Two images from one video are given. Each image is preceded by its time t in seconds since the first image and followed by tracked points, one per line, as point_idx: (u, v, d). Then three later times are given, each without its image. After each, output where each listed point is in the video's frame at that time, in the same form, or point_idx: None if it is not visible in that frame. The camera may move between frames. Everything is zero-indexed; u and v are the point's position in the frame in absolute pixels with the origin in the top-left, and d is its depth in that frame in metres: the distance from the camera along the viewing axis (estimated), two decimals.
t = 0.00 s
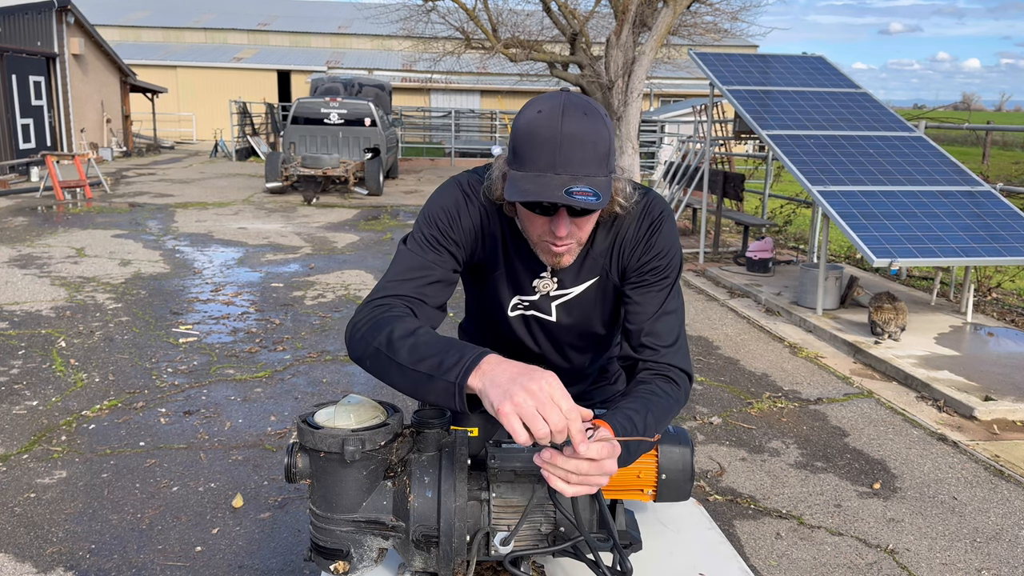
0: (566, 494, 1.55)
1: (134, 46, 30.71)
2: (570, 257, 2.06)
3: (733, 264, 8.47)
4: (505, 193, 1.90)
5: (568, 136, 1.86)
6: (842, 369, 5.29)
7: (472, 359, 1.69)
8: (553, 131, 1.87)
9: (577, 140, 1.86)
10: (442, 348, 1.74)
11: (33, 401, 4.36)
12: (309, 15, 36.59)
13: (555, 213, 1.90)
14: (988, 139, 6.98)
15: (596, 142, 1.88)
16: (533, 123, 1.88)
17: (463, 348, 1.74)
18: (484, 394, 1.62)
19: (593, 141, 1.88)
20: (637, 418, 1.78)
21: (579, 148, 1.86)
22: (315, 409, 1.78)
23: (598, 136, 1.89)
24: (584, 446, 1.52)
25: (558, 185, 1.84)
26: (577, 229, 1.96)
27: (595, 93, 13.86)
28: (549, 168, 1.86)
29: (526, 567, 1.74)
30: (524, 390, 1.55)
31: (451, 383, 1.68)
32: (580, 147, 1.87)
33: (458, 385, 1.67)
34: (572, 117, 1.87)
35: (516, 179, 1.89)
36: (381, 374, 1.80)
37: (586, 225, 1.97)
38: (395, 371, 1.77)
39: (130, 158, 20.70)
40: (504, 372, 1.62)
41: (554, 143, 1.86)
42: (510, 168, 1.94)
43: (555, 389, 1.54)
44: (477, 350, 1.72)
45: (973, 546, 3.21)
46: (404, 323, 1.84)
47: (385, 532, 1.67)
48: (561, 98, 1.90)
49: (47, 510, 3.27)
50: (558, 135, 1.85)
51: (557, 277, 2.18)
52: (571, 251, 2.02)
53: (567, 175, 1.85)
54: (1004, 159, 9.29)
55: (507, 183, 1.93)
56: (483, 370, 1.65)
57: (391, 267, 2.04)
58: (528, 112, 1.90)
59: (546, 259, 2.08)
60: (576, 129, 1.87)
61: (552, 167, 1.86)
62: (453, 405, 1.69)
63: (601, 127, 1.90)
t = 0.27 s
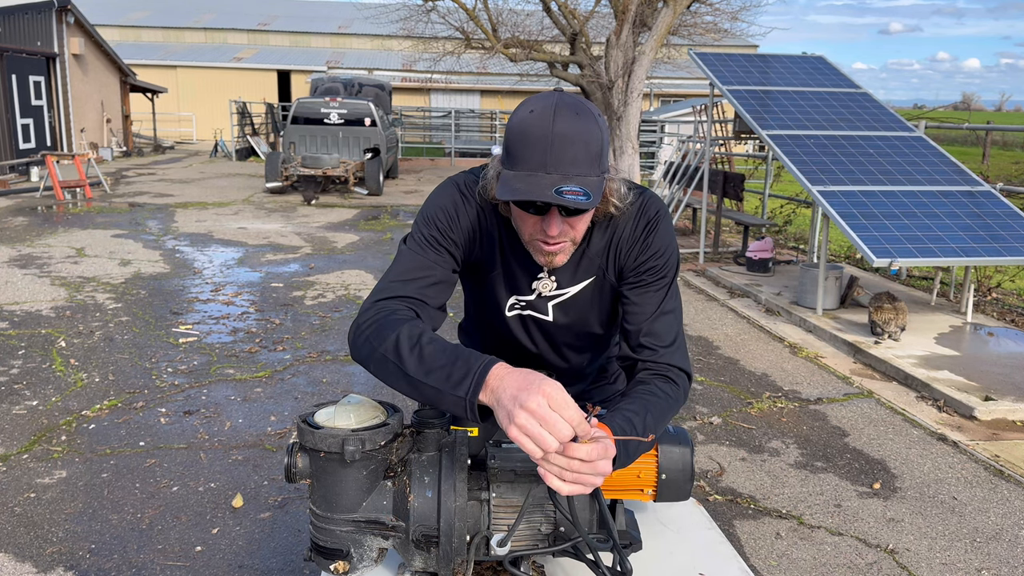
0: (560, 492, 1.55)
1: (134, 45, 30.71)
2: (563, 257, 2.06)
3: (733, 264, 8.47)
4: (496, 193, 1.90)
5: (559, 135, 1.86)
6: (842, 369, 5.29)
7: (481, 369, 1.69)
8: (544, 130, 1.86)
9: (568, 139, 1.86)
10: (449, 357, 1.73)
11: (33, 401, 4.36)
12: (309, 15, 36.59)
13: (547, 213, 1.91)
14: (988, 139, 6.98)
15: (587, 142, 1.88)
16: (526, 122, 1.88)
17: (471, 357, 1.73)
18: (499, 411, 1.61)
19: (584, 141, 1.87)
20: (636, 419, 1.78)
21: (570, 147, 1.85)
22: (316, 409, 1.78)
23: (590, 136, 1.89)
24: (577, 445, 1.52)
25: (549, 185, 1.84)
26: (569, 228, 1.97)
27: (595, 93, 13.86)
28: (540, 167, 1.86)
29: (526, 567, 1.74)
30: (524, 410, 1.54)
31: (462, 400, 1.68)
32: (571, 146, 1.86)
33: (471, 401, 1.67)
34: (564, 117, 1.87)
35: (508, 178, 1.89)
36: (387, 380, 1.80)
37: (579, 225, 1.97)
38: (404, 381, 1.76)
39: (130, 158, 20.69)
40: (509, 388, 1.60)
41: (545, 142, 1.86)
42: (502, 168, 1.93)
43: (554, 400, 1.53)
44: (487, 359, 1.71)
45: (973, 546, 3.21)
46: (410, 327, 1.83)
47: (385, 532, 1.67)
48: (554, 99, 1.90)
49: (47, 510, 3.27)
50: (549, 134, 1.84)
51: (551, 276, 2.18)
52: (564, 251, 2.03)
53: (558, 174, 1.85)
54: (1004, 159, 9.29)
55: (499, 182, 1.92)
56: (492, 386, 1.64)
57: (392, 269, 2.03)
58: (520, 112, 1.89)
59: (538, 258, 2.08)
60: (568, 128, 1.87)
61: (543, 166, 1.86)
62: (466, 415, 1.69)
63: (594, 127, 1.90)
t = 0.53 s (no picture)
0: (564, 487, 1.56)
1: (134, 45, 30.72)
2: (541, 245, 2.02)
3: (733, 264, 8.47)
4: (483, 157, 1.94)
5: (550, 113, 1.88)
6: (842, 369, 5.29)
7: (482, 370, 1.69)
8: (536, 107, 1.89)
9: (558, 119, 1.88)
10: (449, 355, 1.74)
11: (33, 401, 4.36)
12: (309, 15, 36.59)
13: (525, 187, 1.91)
14: (988, 139, 6.98)
15: (578, 126, 1.89)
16: (524, 99, 1.93)
17: (471, 357, 1.74)
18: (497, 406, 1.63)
19: (575, 124, 1.89)
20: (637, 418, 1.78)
21: (558, 126, 1.87)
22: (316, 409, 1.78)
23: (582, 122, 1.90)
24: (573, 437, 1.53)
25: (529, 155, 1.86)
26: (548, 211, 1.95)
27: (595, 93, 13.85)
28: (526, 140, 1.88)
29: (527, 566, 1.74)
30: (524, 397, 1.56)
31: (464, 398, 1.68)
32: (561, 126, 1.88)
33: (471, 400, 1.67)
34: (559, 99, 1.91)
35: (496, 148, 1.92)
36: (384, 377, 1.79)
37: (558, 210, 1.95)
38: (400, 377, 1.76)
39: (130, 158, 20.69)
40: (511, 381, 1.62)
41: (535, 117, 1.89)
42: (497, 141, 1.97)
43: (553, 387, 1.55)
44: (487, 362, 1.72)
45: (973, 546, 3.21)
46: (409, 325, 1.83)
47: (385, 532, 1.67)
48: (558, 85, 1.95)
49: (47, 510, 3.28)
50: (538, 109, 1.87)
51: (545, 271, 2.19)
52: (541, 236, 1.99)
53: (541, 149, 1.87)
54: (1004, 159, 9.29)
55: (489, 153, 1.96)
56: (493, 385, 1.65)
57: (387, 264, 2.02)
58: (523, 92, 1.95)
59: (518, 245, 2.06)
60: (560, 110, 1.89)
61: (529, 140, 1.88)
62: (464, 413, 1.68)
63: (589, 117, 1.91)
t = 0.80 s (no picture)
0: (565, 481, 1.56)
1: (134, 45, 30.72)
2: (542, 242, 2.03)
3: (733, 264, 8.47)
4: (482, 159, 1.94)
5: (547, 112, 1.88)
6: (842, 369, 5.29)
7: (469, 363, 1.70)
8: (532, 107, 1.90)
9: (555, 118, 1.88)
10: (437, 349, 1.74)
11: (33, 401, 4.36)
12: (309, 15, 36.60)
13: (524, 187, 1.91)
14: (988, 139, 6.98)
15: (575, 124, 1.89)
16: (519, 99, 1.93)
17: (458, 351, 1.74)
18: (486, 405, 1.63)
19: (572, 122, 1.89)
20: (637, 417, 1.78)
21: (555, 125, 1.87)
22: (316, 409, 1.78)
23: (579, 119, 1.90)
24: (567, 429, 1.54)
25: (528, 155, 1.86)
26: (548, 210, 1.95)
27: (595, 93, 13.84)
28: (524, 140, 1.88)
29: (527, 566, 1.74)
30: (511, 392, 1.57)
31: (450, 389, 1.69)
32: (558, 125, 1.88)
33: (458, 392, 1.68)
34: (555, 98, 1.91)
35: (494, 148, 1.92)
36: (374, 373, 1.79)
37: (558, 207, 1.95)
38: (389, 372, 1.77)
39: (130, 158, 20.69)
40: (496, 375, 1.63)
41: (532, 117, 1.89)
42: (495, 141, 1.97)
43: (537, 381, 1.57)
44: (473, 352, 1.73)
45: (973, 546, 3.21)
46: (397, 320, 1.83)
47: (385, 532, 1.67)
48: (553, 84, 1.95)
49: (47, 510, 3.28)
50: (534, 109, 1.88)
51: (544, 269, 2.19)
52: (542, 234, 2.00)
53: (539, 148, 1.87)
54: (1004, 159, 9.29)
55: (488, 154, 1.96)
56: (480, 376, 1.66)
57: (379, 263, 2.02)
58: (519, 92, 1.95)
59: (519, 243, 2.07)
60: (556, 109, 1.89)
61: (527, 139, 1.88)
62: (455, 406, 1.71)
63: (585, 114, 1.91)
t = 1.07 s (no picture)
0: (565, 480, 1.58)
1: (134, 45, 30.72)
2: (541, 243, 2.03)
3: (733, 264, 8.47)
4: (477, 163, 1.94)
5: (541, 114, 1.88)
6: (842, 369, 5.29)
7: (456, 368, 1.69)
8: (526, 109, 1.89)
9: (549, 120, 1.88)
10: (427, 354, 1.74)
11: (33, 401, 4.36)
12: (309, 15, 36.60)
13: (521, 189, 1.91)
14: (988, 139, 6.97)
15: (569, 125, 1.89)
16: (512, 101, 1.93)
17: (449, 355, 1.73)
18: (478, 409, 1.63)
19: (566, 123, 1.89)
20: (639, 417, 1.78)
21: (549, 126, 1.87)
22: (316, 409, 1.77)
23: (572, 121, 1.90)
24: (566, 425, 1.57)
25: (523, 157, 1.86)
26: (545, 211, 1.95)
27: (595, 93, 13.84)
28: (519, 142, 1.88)
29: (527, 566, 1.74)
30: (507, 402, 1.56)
31: (438, 395, 1.68)
32: (551, 126, 1.88)
33: (446, 398, 1.67)
34: (548, 99, 1.90)
35: (489, 151, 1.92)
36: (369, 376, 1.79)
37: (555, 208, 1.95)
38: (383, 376, 1.76)
39: (130, 158, 20.69)
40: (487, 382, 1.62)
41: (526, 119, 1.89)
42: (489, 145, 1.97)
43: (532, 386, 1.56)
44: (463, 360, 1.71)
45: (973, 546, 3.21)
46: (391, 324, 1.83)
47: (385, 532, 1.67)
48: (544, 85, 1.94)
49: (47, 510, 3.28)
50: (528, 111, 1.87)
51: (543, 270, 2.19)
52: (540, 235, 2.00)
53: (534, 150, 1.87)
54: (1004, 159, 9.29)
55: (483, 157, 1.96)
56: (469, 384, 1.65)
57: (375, 266, 2.03)
58: (511, 94, 1.95)
59: (517, 244, 2.07)
60: (550, 110, 1.89)
61: (522, 142, 1.88)
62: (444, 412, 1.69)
63: (578, 115, 1.91)
